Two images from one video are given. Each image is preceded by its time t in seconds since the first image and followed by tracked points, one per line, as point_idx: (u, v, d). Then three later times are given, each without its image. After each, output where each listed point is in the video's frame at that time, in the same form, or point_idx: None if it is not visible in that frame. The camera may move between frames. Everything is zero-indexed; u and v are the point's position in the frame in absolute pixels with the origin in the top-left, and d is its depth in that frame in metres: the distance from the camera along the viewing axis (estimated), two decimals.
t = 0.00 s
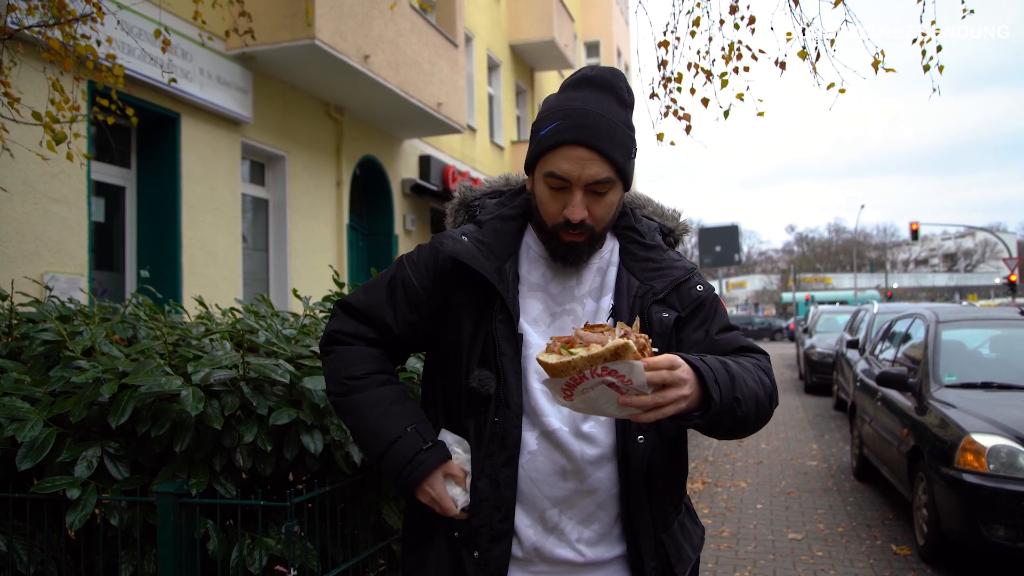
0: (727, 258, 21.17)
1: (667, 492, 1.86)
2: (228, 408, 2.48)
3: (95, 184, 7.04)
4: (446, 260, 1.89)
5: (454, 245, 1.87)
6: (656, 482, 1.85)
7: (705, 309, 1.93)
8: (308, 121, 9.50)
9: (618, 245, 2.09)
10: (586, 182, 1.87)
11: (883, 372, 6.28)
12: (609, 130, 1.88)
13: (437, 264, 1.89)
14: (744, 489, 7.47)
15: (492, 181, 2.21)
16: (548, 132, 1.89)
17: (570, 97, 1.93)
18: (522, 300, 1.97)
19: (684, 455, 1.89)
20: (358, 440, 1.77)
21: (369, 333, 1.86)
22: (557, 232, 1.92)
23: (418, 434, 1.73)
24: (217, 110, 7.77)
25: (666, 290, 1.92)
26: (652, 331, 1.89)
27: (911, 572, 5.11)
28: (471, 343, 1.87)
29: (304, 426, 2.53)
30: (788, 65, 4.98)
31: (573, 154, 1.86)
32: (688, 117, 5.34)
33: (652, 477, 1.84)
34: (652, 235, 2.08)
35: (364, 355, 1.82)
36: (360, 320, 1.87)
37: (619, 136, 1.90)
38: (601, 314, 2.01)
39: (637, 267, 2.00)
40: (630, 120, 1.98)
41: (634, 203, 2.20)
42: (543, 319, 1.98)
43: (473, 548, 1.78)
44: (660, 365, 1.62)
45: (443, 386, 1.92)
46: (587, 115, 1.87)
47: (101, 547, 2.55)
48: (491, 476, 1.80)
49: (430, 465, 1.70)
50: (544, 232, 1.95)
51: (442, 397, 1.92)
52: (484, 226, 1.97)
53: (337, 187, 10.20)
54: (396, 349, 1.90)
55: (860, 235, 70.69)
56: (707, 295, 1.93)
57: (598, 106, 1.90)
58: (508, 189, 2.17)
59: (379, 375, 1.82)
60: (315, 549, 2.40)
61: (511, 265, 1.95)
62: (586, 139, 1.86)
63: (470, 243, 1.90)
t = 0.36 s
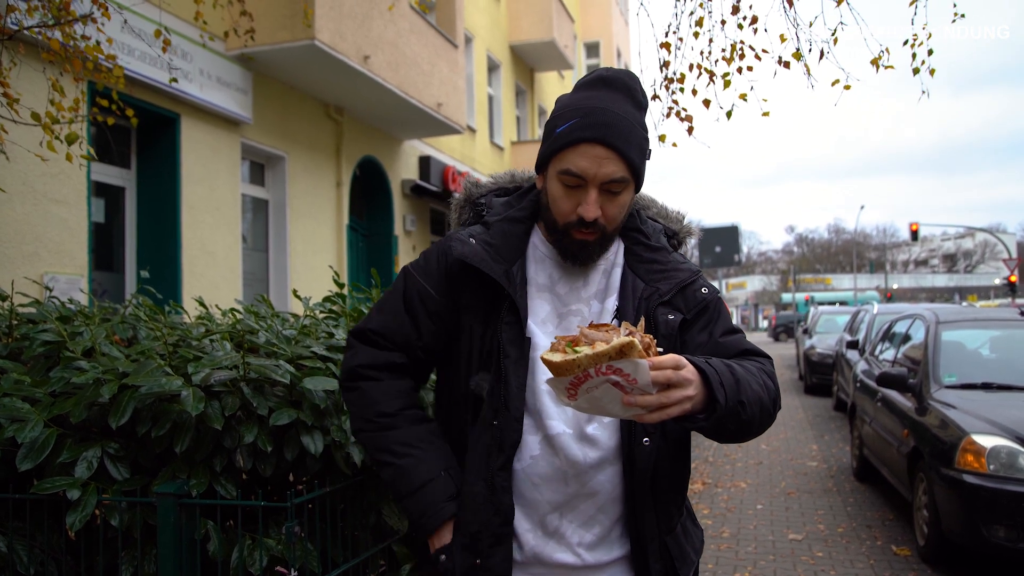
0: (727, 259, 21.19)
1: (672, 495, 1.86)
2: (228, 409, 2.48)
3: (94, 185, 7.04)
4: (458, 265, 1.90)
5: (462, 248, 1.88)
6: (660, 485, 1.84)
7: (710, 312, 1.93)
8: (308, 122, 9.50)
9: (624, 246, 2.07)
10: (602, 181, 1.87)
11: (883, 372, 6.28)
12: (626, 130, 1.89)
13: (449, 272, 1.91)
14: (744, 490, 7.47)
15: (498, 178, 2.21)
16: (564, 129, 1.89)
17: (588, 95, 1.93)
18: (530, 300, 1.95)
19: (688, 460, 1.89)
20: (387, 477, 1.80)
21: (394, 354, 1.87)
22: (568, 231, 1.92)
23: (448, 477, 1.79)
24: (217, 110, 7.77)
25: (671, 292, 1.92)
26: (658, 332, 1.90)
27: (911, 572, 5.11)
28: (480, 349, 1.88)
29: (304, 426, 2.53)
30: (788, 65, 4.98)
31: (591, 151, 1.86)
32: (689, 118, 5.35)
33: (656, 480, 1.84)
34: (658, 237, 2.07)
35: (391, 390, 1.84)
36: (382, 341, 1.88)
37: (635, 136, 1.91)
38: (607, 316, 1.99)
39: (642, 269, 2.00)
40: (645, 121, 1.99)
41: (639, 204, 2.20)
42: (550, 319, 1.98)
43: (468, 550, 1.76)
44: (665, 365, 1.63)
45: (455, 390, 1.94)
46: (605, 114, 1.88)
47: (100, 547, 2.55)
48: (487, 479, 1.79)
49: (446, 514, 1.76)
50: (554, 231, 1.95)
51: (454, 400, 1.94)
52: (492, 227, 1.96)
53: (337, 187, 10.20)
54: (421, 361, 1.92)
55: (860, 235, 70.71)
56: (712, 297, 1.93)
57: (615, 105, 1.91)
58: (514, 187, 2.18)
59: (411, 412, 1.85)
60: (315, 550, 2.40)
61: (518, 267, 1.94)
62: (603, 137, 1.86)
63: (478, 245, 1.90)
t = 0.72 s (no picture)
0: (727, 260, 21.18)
1: (674, 499, 1.86)
2: (228, 409, 2.48)
3: (94, 185, 7.04)
4: (461, 255, 1.90)
5: (466, 234, 1.89)
6: (663, 488, 1.84)
7: (712, 315, 1.93)
8: (307, 122, 9.51)
9: (629, 246, 2.07)
10: (611, 183, 1.88)
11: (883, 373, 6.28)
12: (635, 130, 1.89)
13: (451, 264, 1.91)
14: (743, 490, 7.48)
15: (502, 176, 2.21)
16: (573, 129, 1.89)
17: (597, 95, 1.93)
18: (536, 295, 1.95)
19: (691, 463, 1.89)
20: (401, 473, 1.79)
21: (401, 356, 1.88)
22: (576, 229, 1.91)
23: (460, 464, 1.75)
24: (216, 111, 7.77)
25: (676, 294, 1.92)
26: (662, 334, 1.89)
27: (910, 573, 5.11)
28: (490, 336, 1.86)
29: (304, 426, 2.53)
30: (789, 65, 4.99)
31: (600, 152, 1.86)
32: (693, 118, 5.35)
33: (659, 482, 1.84)
34: (662, 238, 2.07)
35: (402, 391, 1.85)
36: (390, 344, 1.89)
37: (645, 138, 1.92)
38: (611, 315, 1.99)
39: (647, 270, 2.00)
40: (654, 122, 1.99)
41: (643, 205, 2.20)
42: (553, 315, 1.98)
43: (483, 540, 1.74)
44: (662, 365, 1.63)
45: (472, 386, 1.92)
46: (615, 114, 1.88)
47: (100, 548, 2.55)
48: (525, 469, 1.78)
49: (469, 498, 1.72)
50: (561, 228, 1.95)
51: (473, 396, 1.92)
52: (495, 218, 1.97)
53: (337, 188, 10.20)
54: (431, 360, 1.91)
55: (860, 236, 70.73)
56: (715, 299, 1.93)
57: (624, 106, 1.91)
58: (518, 185, 2.18)
59: (420, 408, 1.84)
60: (314, 550, 2.39)
61: (524, 255, 1.95)
62: (613, 138, 1.86)
63: (482, 232, 1.91)
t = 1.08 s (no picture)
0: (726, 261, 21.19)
1: (677, 502, 1.85)
2: (228, 410, 2.48)
3: (93, 186, 7.04)
4: (462, 256, 1.91)
5: (467, 237, 1.88)
6: (665, 491, 1.84)
7: (714, 318, 1.93)
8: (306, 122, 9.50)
9: (631, 249, 2.08)
10: (615, 184, 1.88)
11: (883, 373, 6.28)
12: (641, 133, 1.89)
13: (451, 265, 1.91)
14: (743, 490, 7.47)
15: (506, 177, 2.21)
16: (580, 129, 1.89)
17: (604, 96, 1.93)
18: (537, 296, 1.96)
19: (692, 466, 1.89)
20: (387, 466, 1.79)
21: (397, 351, 1.89)
22: (578, 230, 1.92)
23: (447, 462, 1.76)
24: (216, 111, 7.77)
25: (679, 296, 1.91)
26: (664, 337, 1.89)
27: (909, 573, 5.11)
28: (488, 338, 1.86)
29: (303, 428, 2.53)
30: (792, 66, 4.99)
31: (605, 153, 1.87)
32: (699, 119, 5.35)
33: (662, 484, 1.84)
34: (665, 240, 2.07)
35: (394, 384, 1.85)
36: (386, 340, 1.89)
37: (651, 141, 1.92)
38: (613, 317, 1.99)
39: (650, 272, 2.00)
40: (660, 124, 1.99)
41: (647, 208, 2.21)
42: (554, 316, 1.98)
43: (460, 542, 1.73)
44: (666, 373, 1.62)
45: (464, 385, 1.93)
46: (621, 116, 1.88)
47: (99, 549, 2.54)
48: (500, 470, 1.77)
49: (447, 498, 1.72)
50: (563, 230, 1.95)
51: (463, 393, 1.93)
52: (497, 220, 1.97)
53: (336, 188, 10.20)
54: (426, 356, 1.92)
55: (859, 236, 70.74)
56: (719, 302, 1.92)
57: (631, 107, 1.91)
58: (521, 185, 2.18)
59: (412, 403, 1.85)
60: (313, 551, 2.39)
61: (525, 257, 1.94)
62: (618, 139, 1.86)
63: (483, 234, 1.90)
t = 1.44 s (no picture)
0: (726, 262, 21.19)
1: (676, 505, 1.85)
2: (227, 414, 2.48)
3: (92, 189, 7.04)
4: (461, 261, 1.91)
5: (466, 240, 1.87)
6: (664, 494, 1.84)
7: (713, 321, 1.93)
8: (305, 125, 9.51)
9: (631, 253, 2.08)
10: (611, 184, 1.88)
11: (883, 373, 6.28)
12: (641, 135, 1.90)
13: (451, 270, 1.91)
14: (743, 491, 7.47)
15: (506, 180, 2.21)
16: (580, 127, 1.90)
17: (608, 97, 1.93)
18: (535, 299, 1.96)
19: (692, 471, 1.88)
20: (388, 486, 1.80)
21: (399, 359, 1.88)
22: (572, 229, 1.92)
23: (447, 490, 1.78)
24: (215, 114, 7.77)
25: (678, 300, 1.91)
26: (663, 340, 1.89)
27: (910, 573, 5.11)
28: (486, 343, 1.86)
29: (303, 431, 2.53)
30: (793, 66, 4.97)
31: (602, 153, 1.87)
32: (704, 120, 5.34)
33: (660, 488, 1.84)
34: (664, 243, 2.08)
35: (395, 402, 1.85)
36: (389, 348, 1.89)
37: (650, 143, 1.92)
38: (612, 320, 1.99)
39: (649, 275, 2.00)
40: (661, 129, 1.99)
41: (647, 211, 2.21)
42: (553, 319, 1.98)
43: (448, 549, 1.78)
44: (657, 375, 1.63)
45: (462, 389, 1.92)
46: (622, 117, 1.88)
47: (100, 553, 2.54)
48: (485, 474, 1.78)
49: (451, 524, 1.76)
50: (560, 230, 1.95)
51: (461, 397, 1.92)
52: (496, 224, 1.97)
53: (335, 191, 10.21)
54: (430, 364, 1.92)
55: (858, 236, 70.78)
56: (717, 305, 1.93)
57: (633, 110, 1.92)
58: (521, 189, 2.18)
59: (414, 423, 1.85)
60: (313, 555, 2.40)
61: (523, 262, 1.94)
62: (617, 139, 1.87)
63: (482, 238, 1.90)
